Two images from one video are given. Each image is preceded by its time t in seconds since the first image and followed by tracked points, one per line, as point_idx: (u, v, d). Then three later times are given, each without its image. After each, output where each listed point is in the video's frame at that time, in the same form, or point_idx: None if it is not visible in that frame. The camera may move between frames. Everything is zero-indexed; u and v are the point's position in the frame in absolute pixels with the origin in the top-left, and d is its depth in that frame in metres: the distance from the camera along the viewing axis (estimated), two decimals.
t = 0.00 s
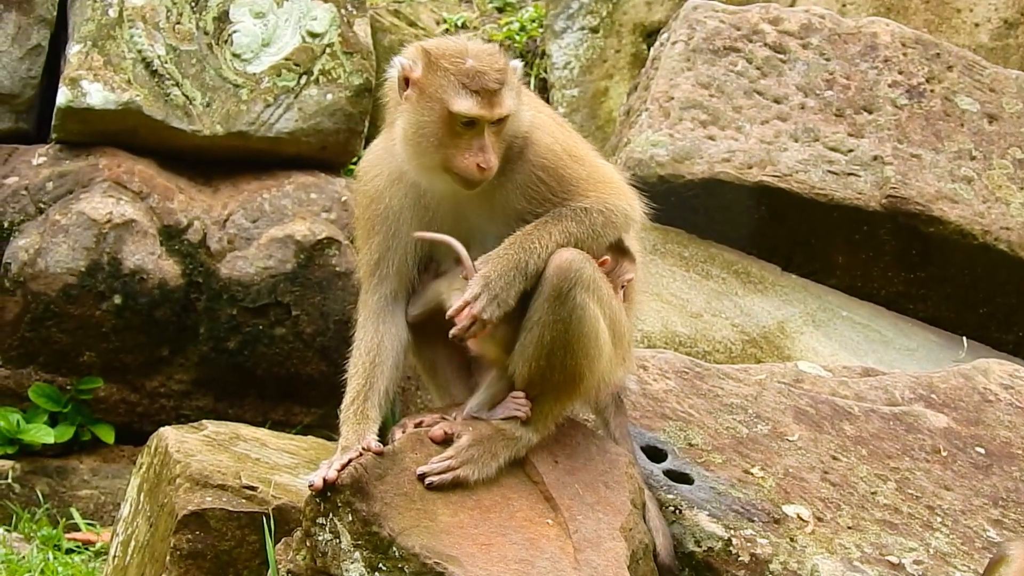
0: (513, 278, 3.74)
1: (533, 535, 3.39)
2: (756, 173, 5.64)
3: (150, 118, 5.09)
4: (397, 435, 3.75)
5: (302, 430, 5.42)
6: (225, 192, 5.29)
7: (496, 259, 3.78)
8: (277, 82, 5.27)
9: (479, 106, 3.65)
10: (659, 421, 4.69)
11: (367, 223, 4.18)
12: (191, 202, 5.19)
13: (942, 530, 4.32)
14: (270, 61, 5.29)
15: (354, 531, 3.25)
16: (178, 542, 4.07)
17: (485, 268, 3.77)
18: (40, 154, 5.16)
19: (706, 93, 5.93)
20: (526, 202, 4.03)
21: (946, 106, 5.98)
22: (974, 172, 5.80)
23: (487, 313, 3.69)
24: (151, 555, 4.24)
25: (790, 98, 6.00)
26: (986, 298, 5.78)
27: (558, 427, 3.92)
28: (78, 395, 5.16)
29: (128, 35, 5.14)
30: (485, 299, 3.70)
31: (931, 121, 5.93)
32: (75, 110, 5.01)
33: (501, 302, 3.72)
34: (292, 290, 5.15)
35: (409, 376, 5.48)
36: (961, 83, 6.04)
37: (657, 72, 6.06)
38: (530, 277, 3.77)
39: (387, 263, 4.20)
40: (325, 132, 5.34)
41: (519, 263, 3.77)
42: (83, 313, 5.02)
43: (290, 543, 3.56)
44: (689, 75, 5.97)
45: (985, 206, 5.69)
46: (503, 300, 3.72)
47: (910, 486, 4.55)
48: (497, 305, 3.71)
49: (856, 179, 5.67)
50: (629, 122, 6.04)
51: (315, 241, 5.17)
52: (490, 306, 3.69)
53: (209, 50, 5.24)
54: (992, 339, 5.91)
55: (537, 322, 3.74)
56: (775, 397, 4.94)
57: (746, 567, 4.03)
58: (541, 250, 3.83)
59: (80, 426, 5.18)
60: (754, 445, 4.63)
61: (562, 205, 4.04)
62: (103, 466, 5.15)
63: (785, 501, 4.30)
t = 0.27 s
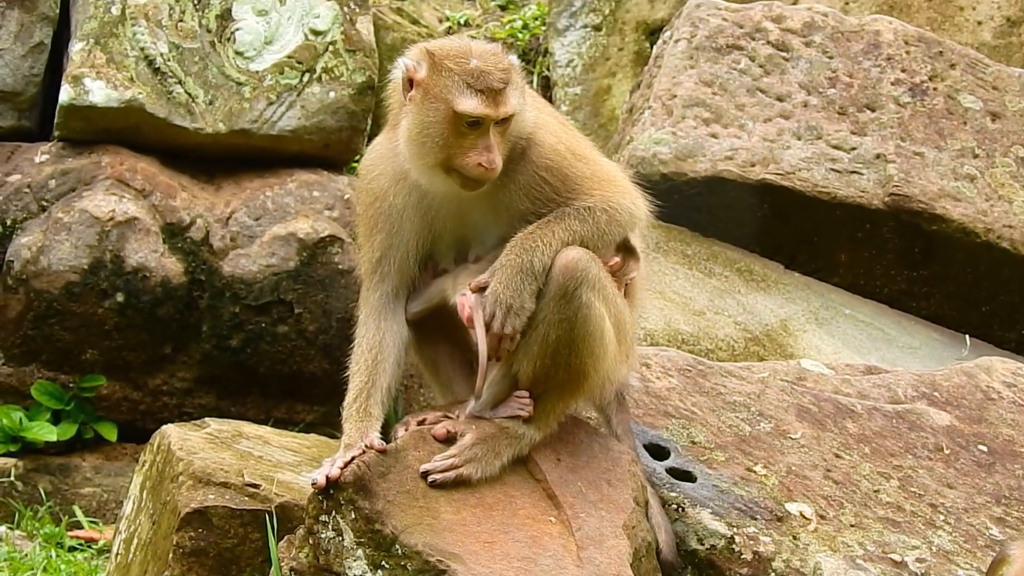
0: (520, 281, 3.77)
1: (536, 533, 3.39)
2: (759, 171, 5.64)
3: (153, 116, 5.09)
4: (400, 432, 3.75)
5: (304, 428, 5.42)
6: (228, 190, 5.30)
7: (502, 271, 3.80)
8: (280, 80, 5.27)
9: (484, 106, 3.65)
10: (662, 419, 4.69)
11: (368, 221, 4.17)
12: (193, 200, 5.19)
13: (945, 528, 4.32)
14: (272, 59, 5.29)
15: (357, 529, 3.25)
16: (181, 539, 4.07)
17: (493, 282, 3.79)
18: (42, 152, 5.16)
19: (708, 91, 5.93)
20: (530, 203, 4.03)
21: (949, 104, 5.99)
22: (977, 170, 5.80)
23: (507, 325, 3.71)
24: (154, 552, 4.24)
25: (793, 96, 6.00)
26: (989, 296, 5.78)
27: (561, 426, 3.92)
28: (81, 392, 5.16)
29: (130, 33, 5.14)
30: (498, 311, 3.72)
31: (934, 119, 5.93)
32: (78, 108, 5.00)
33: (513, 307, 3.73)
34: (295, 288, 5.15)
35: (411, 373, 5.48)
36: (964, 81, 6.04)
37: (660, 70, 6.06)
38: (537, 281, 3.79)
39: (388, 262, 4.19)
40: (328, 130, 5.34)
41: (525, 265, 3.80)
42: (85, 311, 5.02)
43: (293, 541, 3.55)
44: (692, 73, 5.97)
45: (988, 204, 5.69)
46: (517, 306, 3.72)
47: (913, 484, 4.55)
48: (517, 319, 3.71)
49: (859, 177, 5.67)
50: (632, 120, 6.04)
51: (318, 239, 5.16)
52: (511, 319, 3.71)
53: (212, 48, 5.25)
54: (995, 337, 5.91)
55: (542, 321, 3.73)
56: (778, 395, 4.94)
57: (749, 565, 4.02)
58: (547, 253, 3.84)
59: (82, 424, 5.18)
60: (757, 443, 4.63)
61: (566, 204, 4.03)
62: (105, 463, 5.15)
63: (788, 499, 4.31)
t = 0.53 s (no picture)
0: (523, 267, 3.72)
1: (537, 528, 3.39)
2: (761, 167, 5.64)
3: (155, 111, 5.10)
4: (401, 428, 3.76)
5: (306, 424, 5.42)
6: (230, 186, 5.30)
7: (504, 264, 3.73)
8: (282, 75, 5.27)
9: (483, 98, 3.65)
10: (664, 415, 4.69)
11: (368, 217, 4.14)
12: (195, 196, 5.19)
13: (946, 525, 4.32)
14: (274, 55, 5.29)
15: (358, 525, 3.25)
16: (182, 535, 4.07)
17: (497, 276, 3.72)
18: (44, 148, 5.16)
19: (711, 87, 5.93)
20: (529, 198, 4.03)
21: (951, 101, 5.99)
22: (979, 167, 5.81)
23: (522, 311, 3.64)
24: (155, 548, 4.24)
25: (795, 92, 6.00)
26: (991, 292, 5.79)
27: (562, 421, 3.92)
28: (82, 388, 5.16)
29: (132, 28, 5.15)
30: (509, 303, 3.63)
31: (936, 116, 5.94)
32: (80, 103, 5.02)
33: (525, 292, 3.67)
34: (296, 284, 5.15)
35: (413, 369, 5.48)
36: (966, 78, 6.05)
37: (662, 66, 6.06)
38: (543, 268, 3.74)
39: (387, 257, 4.16)
40: (330, 126, 5.34)
41: (527, 253, 3.76)
42: (87, 307, 5.02)
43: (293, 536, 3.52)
44: (694, 70, 5.97)
45: (990, 200, 5.69)
46: (526, 294, 3.66)
47: (914, 480, 4.55)
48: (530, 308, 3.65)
49: (861, 173, 5.68)
50: (634, 116, 6.04)
51: (319, 235, 5.16)
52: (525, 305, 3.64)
53: (214, 44, 5.24)
54: (997, 334, 5.92)
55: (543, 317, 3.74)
56: (780, 391, 4.94)
57: (750, 561, 4.03)
58: (549, 242, 3.82)
59: (84, 420, 5.18)
60: (759, 439, 4.63)
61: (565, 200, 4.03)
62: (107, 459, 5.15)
63: (790, 495, 4.31)
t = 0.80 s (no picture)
0: (528, 241, 3.66)
1: (536, 523, 3.39)
2: (761, 162, 5.65)
3: (154, 105, 5.10)
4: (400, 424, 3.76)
5: (305, 419, 5.42)
6: (229, 180, 5.30)
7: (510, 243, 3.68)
8: (282, 70, 5.28)
9: (436, 52, 3.80)
10: (663, 409, 4.69)
11: (363, 212, 4.13)
12: (194, 189, 5.20)
13: (946, 520, 4.33)
14: (274, 49, 5.29)
15: (357, 519, 3.26)
16: (181, 529, 4.08)
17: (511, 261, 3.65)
18: (44, 142, 5.16)
19: (710, 82, 5.93)
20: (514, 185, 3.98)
21: (951, 96, 5.99)
22: (978, 162, 5.81)
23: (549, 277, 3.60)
24: (154, 542, 4.24)
25: (795, 88, 6.00)
26: (990, 287, 5.79)
27: (562, 416, 3.92)
28: (81, 382, 5.16)
29: (131, 22, 5.14)
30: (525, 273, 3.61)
31: (936, 111, 5.94)
32: (79, 97, 5.01)
33: (543, 261, 3.62)
34: (296, 278, 5.14)
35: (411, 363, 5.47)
36: (966, 73, 6.05)
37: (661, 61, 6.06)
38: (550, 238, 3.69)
39: (384, 251, 4.16)
40: (328, 120, 5.35)
41: (525, 225, 3.69)
42: (86, 301, 5.02)
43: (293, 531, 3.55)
44: (694, 64, 5.97)
45: (989, 195, 5.70)
46: (540, 267, 3.62)
47: (913, 475, 4.56)
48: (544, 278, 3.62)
49: (860, 169, 5.69)
50: (633, 111, 6.04)
51: (319, 230, 5.15)
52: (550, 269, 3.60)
53: (214, 38, 5.24)
54: (996, 329, 5.93)
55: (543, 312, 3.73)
56: (779, 386, 4.95)
57: (749, 556, 4.02)
58: (547, 211, 3.76)
59: (83, 414, 5.19)
60: (758, 434, 4.64)
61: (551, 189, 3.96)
62: (106, 453, 5.15)
63: (789, 490, 4.31)
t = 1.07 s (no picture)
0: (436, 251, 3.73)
1: (535, 517, 3.40)
2: (759, 157, 5.65)
3: (152, 99, 5.10)
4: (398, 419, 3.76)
5: (304, 413, 5.42)
6: (228, 174, 5.29)
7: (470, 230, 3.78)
8: (280, 64, 5.28)
9: (399, 32, 3.81)
10: (661, 404, 4.69)
11: (354, 205, 4.10)
12: (193, 183, 5.20)
13: (944, 514, 4.33)
14: (272, 43, 5.28)
15: (356, 513, 3.26)
16: (180, 523, 4.08)
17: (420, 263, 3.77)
18: (42, 136, 5.17)
19: (709, 77, 5.93)
20: (482, 173, 3.87)
21: (949, 91, 5.99)
22: (976, 157, 5.82)
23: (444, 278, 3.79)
24: (152, 536, 4.24)
25: (793, 82, 6.00)
26: (988, 282, 5.79)
27: (560, 411, 3.93)
28: (80, 376, 5.16)
29: (130, 17, 5.14)
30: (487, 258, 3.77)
31: (934, 105, 5.94)
32: (78, 92, 5.02)
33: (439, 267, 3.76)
34: (294, 273, 5.14)
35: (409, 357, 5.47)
36: (964, 68, 6.05)
37: (660, 55, 6.05)
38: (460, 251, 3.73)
39: (376, 245, 4.13)
40: (327, 115, 5.34)
41: (437, 236, 3.72)
42: (85, 295, 5.02)
43: (292, 524, 3.56)
44: (692, 59, 5.97)
45: (987, 190, 5.70)
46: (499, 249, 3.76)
47: (912, 470, 4.56)
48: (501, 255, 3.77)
49: (858, 163, 5.69)
50: (632, 105, 6.04)
51: (317, 224, 5.15)
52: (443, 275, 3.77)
53: (212, 32, 5.24)
54: (994, 324, 5.93)
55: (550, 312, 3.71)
56: (777, 380, 4.95)
57: (747, 550, 4.01)
58: (467, 225, 3.71)
59: (81, 408, 5.19)
60: (756, 428, 4.64)
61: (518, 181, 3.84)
62: (105, 447, 5.15)
63: (787, 484, 4.31)
